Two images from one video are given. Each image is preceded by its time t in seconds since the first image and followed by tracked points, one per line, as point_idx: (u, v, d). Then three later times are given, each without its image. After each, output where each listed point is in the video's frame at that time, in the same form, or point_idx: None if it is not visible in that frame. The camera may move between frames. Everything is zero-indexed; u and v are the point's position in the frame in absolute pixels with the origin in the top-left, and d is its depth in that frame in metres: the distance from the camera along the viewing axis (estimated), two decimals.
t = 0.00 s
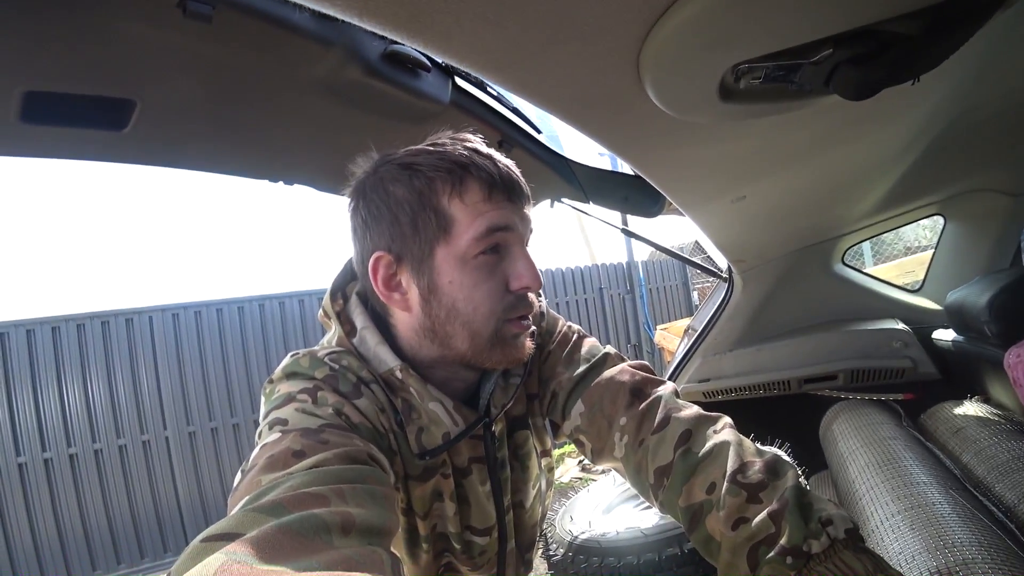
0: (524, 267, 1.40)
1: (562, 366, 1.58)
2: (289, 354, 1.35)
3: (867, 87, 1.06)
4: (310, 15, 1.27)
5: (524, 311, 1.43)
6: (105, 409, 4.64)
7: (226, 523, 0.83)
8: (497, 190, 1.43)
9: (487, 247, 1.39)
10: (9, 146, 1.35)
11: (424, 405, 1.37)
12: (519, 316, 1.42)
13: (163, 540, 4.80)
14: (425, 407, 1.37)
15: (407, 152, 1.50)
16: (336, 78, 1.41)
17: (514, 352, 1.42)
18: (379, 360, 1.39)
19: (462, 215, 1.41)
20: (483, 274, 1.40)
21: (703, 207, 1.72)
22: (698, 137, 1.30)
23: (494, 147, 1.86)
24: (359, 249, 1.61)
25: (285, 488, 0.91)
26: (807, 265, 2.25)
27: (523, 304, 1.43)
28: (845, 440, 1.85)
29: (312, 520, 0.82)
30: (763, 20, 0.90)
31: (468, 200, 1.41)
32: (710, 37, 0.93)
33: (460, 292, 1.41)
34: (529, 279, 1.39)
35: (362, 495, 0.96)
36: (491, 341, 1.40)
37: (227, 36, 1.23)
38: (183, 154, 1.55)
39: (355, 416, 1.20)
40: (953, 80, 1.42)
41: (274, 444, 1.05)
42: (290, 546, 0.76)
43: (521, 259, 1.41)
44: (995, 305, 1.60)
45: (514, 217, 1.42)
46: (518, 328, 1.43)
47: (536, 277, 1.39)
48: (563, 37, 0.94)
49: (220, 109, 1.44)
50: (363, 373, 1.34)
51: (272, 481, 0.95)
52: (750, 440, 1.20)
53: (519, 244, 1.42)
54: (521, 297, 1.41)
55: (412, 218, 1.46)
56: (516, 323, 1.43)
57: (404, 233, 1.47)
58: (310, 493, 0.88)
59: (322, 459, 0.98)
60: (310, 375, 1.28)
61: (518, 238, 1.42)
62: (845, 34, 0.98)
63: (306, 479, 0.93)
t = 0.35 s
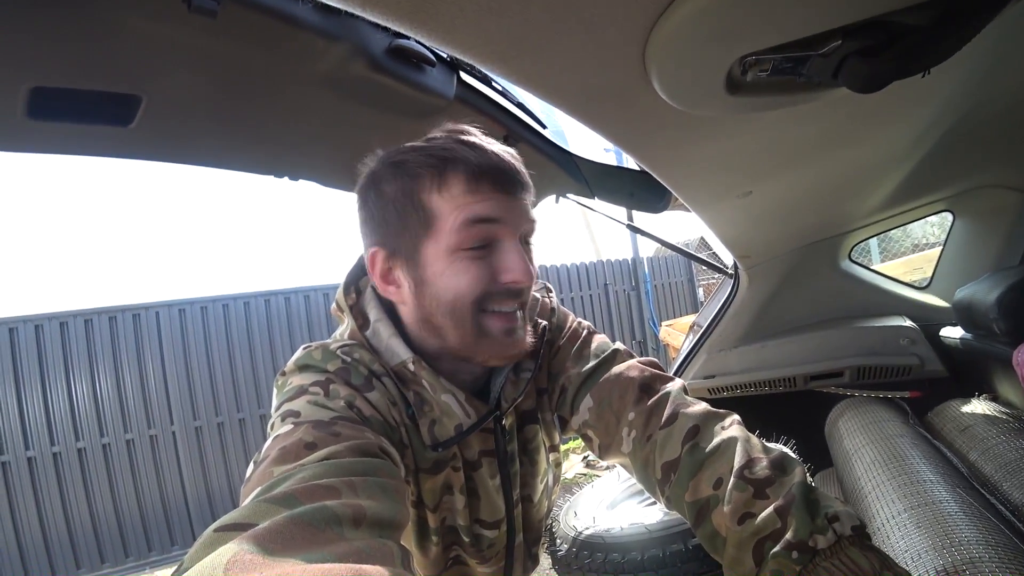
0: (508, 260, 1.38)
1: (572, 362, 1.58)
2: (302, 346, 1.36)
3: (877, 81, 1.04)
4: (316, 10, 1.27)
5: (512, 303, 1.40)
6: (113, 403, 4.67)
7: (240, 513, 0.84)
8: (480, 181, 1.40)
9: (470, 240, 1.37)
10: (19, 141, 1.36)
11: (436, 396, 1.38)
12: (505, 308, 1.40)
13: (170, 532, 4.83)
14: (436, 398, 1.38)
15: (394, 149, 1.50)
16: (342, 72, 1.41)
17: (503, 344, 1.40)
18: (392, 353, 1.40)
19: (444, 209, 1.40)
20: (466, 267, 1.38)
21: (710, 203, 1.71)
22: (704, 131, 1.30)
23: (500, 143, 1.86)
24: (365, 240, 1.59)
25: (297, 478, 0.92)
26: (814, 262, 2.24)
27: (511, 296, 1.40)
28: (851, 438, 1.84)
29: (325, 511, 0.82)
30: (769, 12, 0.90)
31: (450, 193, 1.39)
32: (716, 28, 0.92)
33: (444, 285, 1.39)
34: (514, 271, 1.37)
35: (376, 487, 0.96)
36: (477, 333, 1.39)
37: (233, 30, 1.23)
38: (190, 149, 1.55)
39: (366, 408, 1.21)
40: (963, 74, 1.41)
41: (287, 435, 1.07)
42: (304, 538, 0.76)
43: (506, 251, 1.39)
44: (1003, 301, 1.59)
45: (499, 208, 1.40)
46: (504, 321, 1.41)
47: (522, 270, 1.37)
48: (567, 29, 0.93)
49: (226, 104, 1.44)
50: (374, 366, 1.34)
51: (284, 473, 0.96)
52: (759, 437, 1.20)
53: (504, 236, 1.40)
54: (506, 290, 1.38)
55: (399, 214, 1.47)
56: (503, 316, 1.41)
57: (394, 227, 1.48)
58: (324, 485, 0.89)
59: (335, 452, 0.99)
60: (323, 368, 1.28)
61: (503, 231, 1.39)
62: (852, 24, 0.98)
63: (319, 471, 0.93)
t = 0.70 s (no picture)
0: (428, 275, 1.27)
1: (579, 355, 1.57)
2: (309, 344, 1.35)
3: (889, 70, 1.02)
4: (322, 4, 1.26)
5: (448, 319, 1.29)
6: (123, 398, 4.70)
7: (253, 505, 0.84)
8: (385, 198, 1.30)
9: (388, 262, 1.29)
10: (30, 138, 1.36)
11: (438, 394, 1.35)
12: (441, 325, 1.29)
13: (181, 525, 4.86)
14: (439, 394, 1.35)
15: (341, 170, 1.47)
16: (348, 66, 1.40)
17: (451, 361, 1.31)
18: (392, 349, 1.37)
19: (365, 232, 1.34)
20: (390, 288, 1.30)
21: (720, 196, 1.70)
22: (714, 122, 1.28)
23: (506, 136, 1.85)
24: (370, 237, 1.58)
25: (309, 471, 0.92)
26: (824, 256, 2.22)
27: (441, 312, 1.28)
28: (861, 434, 1.83)
29: (338, 501, 0.82)
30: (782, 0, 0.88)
31: (364, 215, 1.33)
32: (725, 17, 0.91)
33: (381, 309, 1.34)
34: (433, 287, 1.25)
35: (387, 479, 0.96)
36: (420, 354, 1.32)
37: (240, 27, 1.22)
38: (198, 145, 1.55)
39: (374, 404, 1.20)
40: (978, 64, 1.38)
41: (298, 430, 1.06)
42: (319, 527, 0.76)
43: (425, 266, 1.27)
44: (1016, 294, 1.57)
45: (408, 222, 1.28)
46: (445, 338, 1.29)
47: (440, 285, 1.25)
48: (574, 20, 0.92)
49: (232, 99, 1.43)
50: (380, 363, 1.34)
51: (296, 466, 0.96)
52: (769, 430, 1.19)
53: (421, 250, 1.28)
54: (434, 306, 1.27)
55: (344, 240, 1.44)
56: (444, 333, 1.29)
57: (345, 252, 1.46)
58: (336, 477, 0.89)
59: (344, 446, 0.98)
60: (329, 366, 1.28)
61: (419, 244, 1.28)
62: (866, 10, 0.96)
63: (331, 464, 0.93)
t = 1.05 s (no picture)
0: (444, 267, 1.28)
1: (588, 353, 1.57)
2: (317, 341, 1.36)
3: (908, 68, 1.01)
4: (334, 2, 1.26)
5: (463, 311, 1.31)
6: (136, 392, 4.75)
7: (264, 500, 0.84)
8: (400, 191, 1.31)
9: (403, 254, 1.30)
10: (47, 136, 1.37)
11: (446, 389, 1.35)
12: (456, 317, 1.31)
13: (192, 518, 4.90)
14: (446, 390, 1.35)
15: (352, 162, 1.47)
16: (360, 64, 1.40)
17: (465, 354, 1.33)
18: (399, 346, 1.38)
19: (379, 224, 1.34)
20: (404, 281, 1.31)
21: (732, 195, 1.69)
22: (727, 121, 1.27)
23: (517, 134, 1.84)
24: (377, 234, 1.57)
25: (319, 464, 0.92)
26: (836, 257, 2.20)
27: (457, 304, 1.30)
28: (872, 435, 1.81)
29: (349, 495, 0.83)
30: None
31: (379, 207, 1.33)
32: (742, 15, 0.90)
33: (394, 302, 1.35)
34: (449, 279, 1.27)
35: (396, 474, 0.96)
36: (434, 346, 1.33)
37: (253, 24, 1.23)
38: (212, 142, 1.56)
39: (383, 399, 1.21)
40: (996, 61, 1.36)
41: (307, 425, 1.07)
42: (331, 521, 0.76)
43: (441, 258, 1.29)
44: None
45: (426, 214, 1.29)
46: (459, 330, 1.31)
47: (458, 277, 1.26)
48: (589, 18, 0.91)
49: (246, 97, 1.44)
50: (389, 358, 1.35)
51: (306, 460, 0.96)
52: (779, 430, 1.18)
53: (437, 242, 1.29)
54: (449, 298, 1.29)
55: (355, 233, 1.44)
56: (458, 324, 1.31)
57: (355, 246, 1.46)
58: (345, 471, 0.89)
59: (349, 441, 0.99)
60: (338, 362, 1.29)
61: (435, 237, 1.29)
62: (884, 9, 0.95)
63: (341, 458, 0.93)
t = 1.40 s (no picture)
0: (522, 247, 1.35)
1: (594, 350, 1.57)
2: (327, 337, 1.36)
3: (915, 61, 1.01)
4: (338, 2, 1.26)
5: (531, 295, 1.38)
6: (147, 392, 4.79)
7: (272, 495, 0.84)
8: (489, 171, 1.38)
9: (482, 231, 1.36)
10: (55, 138, 1.38)
11: (457, 385, 1.38)
12: (525, 300, 1.38)
13: (203, 517, 4.94)
14: (458, 386, 1.38)
15: (414, 139, 1.50)
16: (365, 64, 1.40)
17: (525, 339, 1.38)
18: (412, 343, 1.40)
19: (457, 201, 1.38)
20: (481, 257, 1.37)
21: (738, 192, 1.68)
22: (733, 117, 1.26)
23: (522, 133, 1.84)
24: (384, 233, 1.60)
25: (327, 462, 0.92)
26: (845, 253, 2.19)
27: (529, 287, 1.37)
28: (882, 433, 1.80)
29: (357, 492, 0.83)
30: None
31: (462, 185, 1.38)
32: (747, 10, 0.89)
33: (461, 278, 1.39)
34: (529, 259, 1.34)
35: (403, 472, 0.96)
36: (497, 328, 1.37)
37: (258, 24, 1.23)
38: (218, 143, 1.57)
39: (392, 396, 1.21)
40: (1006, 55, 1.35)
41: (316, 422, 1.07)
42: (337, 518, 0.76)
43: (520, 239, 1.36)
44: None
45: (513, 197, 1.37)
46: (523, 311, 1.38)
47: (541, 259, 1.34)
48: (594, 13, 0.91)
49: (252, 97, 1.44)
50: (398, 356, 1.35)
51: (314, 456, 0.96)
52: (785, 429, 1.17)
53: (519, 226, 1.37)
54: (524, 278, 1.36)
55: (415, 209, 1.47)
56: (525, 308, 1.38)
57: (411, 224, 1.48)
58: (354, 468, 0.89)
59: (359, 438, 0.99)
60: (348, 359, 1.29)
61: (518, 219, 1.37)
62: (889, 4, 0.94)
63: (348, 455, 0.93)
